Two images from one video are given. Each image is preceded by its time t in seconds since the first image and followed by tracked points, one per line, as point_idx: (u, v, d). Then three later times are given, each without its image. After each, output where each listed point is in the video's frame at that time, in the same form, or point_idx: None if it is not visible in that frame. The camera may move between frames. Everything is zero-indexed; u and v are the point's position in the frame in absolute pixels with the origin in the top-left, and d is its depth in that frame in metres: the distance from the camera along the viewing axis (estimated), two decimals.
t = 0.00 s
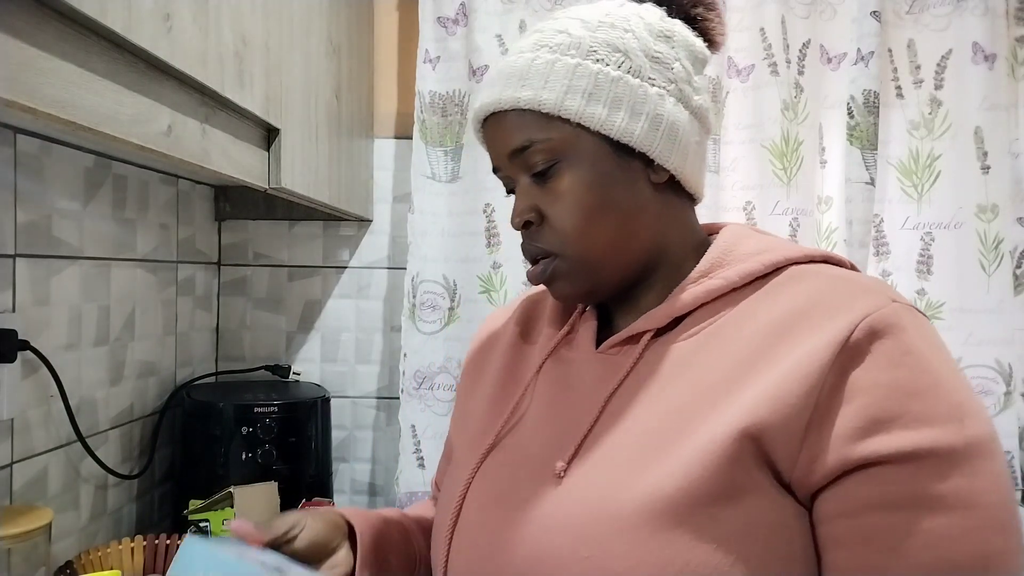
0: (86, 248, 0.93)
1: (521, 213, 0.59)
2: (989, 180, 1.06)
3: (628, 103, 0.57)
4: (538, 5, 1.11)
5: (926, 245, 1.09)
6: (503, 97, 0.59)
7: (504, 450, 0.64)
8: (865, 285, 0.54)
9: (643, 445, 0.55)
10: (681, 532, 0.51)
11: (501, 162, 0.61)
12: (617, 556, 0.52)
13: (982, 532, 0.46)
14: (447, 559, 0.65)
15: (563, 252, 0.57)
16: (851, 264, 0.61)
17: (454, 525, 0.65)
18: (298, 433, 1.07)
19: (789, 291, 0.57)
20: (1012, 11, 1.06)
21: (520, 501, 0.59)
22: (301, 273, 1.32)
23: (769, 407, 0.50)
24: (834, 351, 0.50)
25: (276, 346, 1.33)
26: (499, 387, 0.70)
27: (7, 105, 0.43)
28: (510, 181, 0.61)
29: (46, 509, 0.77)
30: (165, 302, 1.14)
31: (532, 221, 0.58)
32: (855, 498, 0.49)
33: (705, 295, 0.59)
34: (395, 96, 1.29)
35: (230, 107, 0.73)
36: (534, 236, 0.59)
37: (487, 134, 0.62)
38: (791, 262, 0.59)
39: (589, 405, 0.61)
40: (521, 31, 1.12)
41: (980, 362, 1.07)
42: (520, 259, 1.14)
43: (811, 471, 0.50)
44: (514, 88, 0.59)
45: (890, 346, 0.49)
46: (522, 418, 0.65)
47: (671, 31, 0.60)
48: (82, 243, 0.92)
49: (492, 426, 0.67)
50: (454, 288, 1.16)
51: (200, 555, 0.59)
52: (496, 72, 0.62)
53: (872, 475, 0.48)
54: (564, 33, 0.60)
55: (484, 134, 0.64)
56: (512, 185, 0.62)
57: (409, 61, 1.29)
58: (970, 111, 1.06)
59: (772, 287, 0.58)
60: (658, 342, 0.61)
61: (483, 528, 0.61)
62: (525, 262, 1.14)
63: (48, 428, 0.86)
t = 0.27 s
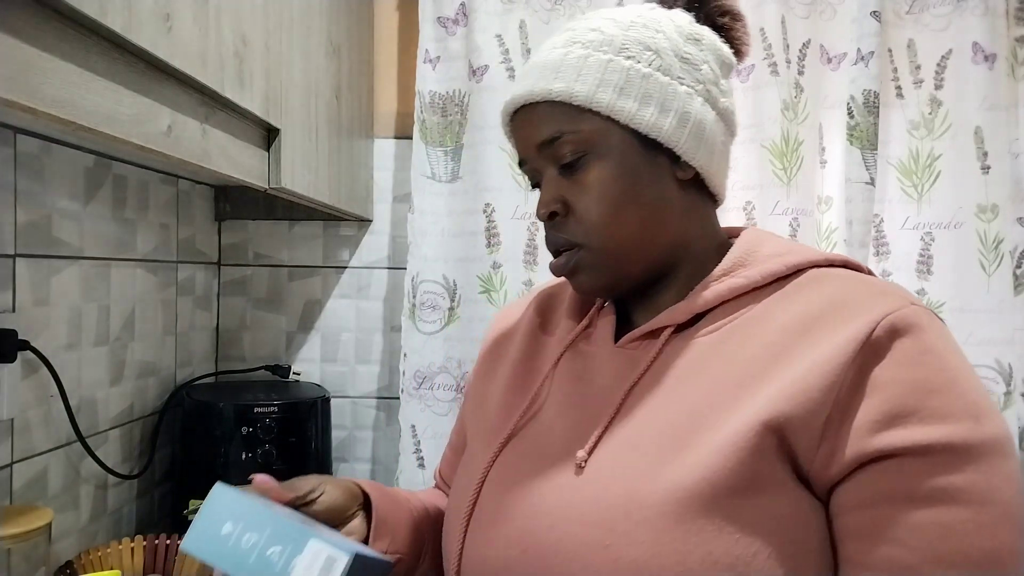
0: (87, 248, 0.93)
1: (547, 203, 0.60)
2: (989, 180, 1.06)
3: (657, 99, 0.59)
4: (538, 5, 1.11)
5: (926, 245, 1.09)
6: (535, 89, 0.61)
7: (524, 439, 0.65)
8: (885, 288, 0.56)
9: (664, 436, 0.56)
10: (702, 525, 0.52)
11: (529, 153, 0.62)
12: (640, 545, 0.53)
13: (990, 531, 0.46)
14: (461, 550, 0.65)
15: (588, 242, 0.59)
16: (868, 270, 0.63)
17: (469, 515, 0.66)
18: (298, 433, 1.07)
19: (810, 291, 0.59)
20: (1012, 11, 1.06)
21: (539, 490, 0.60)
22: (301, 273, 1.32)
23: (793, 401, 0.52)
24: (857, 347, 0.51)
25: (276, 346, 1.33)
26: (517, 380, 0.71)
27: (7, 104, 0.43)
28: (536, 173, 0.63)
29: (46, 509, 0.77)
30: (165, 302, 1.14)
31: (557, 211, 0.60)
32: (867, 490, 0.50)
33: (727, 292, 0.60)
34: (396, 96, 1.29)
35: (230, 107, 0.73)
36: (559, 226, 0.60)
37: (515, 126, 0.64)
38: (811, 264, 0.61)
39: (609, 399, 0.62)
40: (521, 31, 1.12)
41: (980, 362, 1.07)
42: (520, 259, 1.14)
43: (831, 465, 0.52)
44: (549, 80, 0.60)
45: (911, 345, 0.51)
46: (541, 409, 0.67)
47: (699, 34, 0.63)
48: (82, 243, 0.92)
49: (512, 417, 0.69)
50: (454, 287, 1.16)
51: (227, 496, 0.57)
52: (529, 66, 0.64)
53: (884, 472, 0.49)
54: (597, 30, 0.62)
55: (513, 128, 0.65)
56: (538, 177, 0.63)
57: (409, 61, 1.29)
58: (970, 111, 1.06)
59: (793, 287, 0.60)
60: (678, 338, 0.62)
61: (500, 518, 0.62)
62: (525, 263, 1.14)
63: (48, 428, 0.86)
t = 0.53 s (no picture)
0: (87, 248, 0.93)
1: (581, 198, 0.62)
2: (989, 180, 1.06)
3: (695, 98, 0.62)
4: (538, 5, 1.11)
5: (926, 245, 1.08)
6: (575, 81, 0.63)
7: (544, 431, 0.69)
8: (903, 287, 0.59)
9: (687, 428, 0.60)
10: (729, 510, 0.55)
11: (562, 148, 0.64)
12: (671, 529, 0.56)
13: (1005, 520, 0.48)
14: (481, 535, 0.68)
15: (621, 236, 0.61)
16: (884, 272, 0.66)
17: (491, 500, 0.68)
18: (298, 433, 1.07)
19: (831, 290, 0.62)
20: (1012, 11, 1.06)
21: (566, 479, 0.64)
22: (302, 273, 1.32)
23: (817, 392, 0.55)
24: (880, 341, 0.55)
25: (276, 346, 1.33)
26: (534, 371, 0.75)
27: (7, 104, 0.43)
28: (568, 167, 0.65)
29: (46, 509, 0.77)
30: (165, 302, 1.14)
31: (591, 206, 0.62)
32: (888, 476, 0.53)
33: (752, 288, 0.64)
34: (395, 96, 1.29)
35: (230, 107, 0.73)
36: (591, 220, 0.62)
37: (548, 120, 0.66)
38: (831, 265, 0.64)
39: (634, 390, 0.66)
40: (521, 31, 1.12)
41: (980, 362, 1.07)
42: (520, 260, 1.14)
43: (855, 452, 0.55)
44: (590, 72, 0.62)
45: (930, 339, 0.54)
46: (559, 400, 0.70)
47: (729, 37, 0.67)
48: (82, 243, 0.92)
49: (532, 408, 0.72)
50: (454, 288, 1.16)
51: (302, 462, 0.61)
52: (566, 58, 0.66)
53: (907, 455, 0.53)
54: (635, 28, 0.65)
55: (545, 120, 0.67)
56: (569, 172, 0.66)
57: (408, 61, 1.29)
58: (970, 111, 1.06)
59: (814, 286, 0.63)
60: (700, 333, 0.66)
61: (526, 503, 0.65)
62: (525, 264, 1.14)
63: (48, 428, 0.86)
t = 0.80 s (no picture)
0: (87, 248, 0.93)
1: (610, 192, 0.62)
2: (989, 180, 1.06)
3: (726, 98, 0.64)
4: (537, 5, 1.12)
5: (926, 245, 1.09)
6: (610, 74, 0.63)
7: (559, 424, 0.69)
8: (920, 288, 0.61)
9: (708, 421, 0.61)
10: (750, 503, 0.56)
11: (589, 143, 0.64)
12: (695, 520, 0.56)
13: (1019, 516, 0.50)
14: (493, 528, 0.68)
15: (651, 232, 0.62)
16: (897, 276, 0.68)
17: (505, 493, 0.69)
18: (298, 433, 1.07)
19: (849, 289, 0.63)
20: (1012, 11, 1.06)
21: (583, 470, 0.64)
22: (302, 273, 1.32)
23: (841, 386, 0.56)
24: (903, 337, 0.56)
25: (276, 346, 1.33)
26: (549, 366, 0.75)
27: (7, 105, 0.43)
28: (594, 162, 0.65)
29: (46, 509, 0.77)
30: (165, 302, 1.14)
31: (619, 201, 0.62)
32: (906, 472, 0.54)
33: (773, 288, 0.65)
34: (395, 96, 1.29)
35: (230, 107, 0.73)
36: (619, 216, 0.62)
37: (576, 113, 0.66)
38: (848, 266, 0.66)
39: (651, 384, 0.66)
40: (521, 31, 1.12)
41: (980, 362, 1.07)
42: (520, 259, 1.14)
43: (875, 448, 0.56)
44: (625, 67, 0.63)
45: (951, 338, 0.56)
46: (574, 395, 0.71)
47: (753, 40, 0.68)
48: (83, 243, 0.92)
49: (546, 402, 0.73)
50: (454, 288, 1.16)
51: (363, 444, 0.52)
52: (598, 51, 0.66)
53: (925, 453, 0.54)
54: (666, 25, 0.66)
55: (573, 113, 0.67)
56: (594, 167, 0.66)
57: (408, 61, 1.29)
58: (969, 111, 1.06)
59: (831, 286, 0.65)
60: (718, 329, 0.67)
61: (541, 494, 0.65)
62: (525, 263, 1.14)
63: (48, 428, 0.86)
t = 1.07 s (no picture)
0: (87, 248, 0.93)
1: (624, 191, 0.62)
2: (988, 180, 1.06)
3: (744, 99, 0.64)
4: (537, 5, 1.12)
5: (926, 245, 1.09)
6: (630, 72, 0.63)
7: (570, 421, 0.69)
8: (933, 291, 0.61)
9: (720, 418, 0.61)
10: (763, 502, 0.56)
11: (606, 140, 0.64)
12: (707, 519, 0.57)
13: None
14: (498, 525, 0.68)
15: (668, 232, 0.62)
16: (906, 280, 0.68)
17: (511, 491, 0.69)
18: (298, 433, 1.07)
19: (862, 291, 0.63)
20: (1012, 11, 1.06)
21: (594, 468, 0.64)
22: (302, 273, 1.32)
23: (856, 387, 0.56)
24: (917, 339, 0.56)
25: (276, 346, 1.33)
26: (558, 364, 0.75)
27: (7, 104, 0.43)
28: (610, 160, 0.65)
29: (45, 509, 0.77)
30: (165, 302, 1.14)
31: (634, 200, 0.62)
32: (918, 473, 0.54)
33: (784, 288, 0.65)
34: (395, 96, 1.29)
35: (230, 107, 0.73)
36: (635, 214, 0.62)
37: (594, 110, 0.66)
38: (860, 270, 0.66)
39: (663, 383, 0.66)
40: (521, 31, 1.12)
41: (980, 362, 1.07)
42: (520, 259, 1.15)
43: (888, 449, 0.56)
44: (646, 65, 0.62)
45: (964, 342, 0.56)
46: (585, 392, 0.71)
47: (772, 42, 0.68)
48: (82, 243, 0.92)
49: (555, 399, 0.73)
50: (454, 288, 1.16)
51: (393, 428, 0.52)
52: (618, 48, 0.65)
53: (938, 455, 0.54)
54: (688, 24, 0.66)
55: (591, 109, 0.67)
56: (610, 164, 0.66)
57: (408, 61, 1.29)
58: (969, 111, 1.06)
59: (843, 288, 0.65)
60: (730, 329, 0.67)
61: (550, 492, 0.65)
62: (525, 263, 1.14)
63: (48, 428, 0.86)
